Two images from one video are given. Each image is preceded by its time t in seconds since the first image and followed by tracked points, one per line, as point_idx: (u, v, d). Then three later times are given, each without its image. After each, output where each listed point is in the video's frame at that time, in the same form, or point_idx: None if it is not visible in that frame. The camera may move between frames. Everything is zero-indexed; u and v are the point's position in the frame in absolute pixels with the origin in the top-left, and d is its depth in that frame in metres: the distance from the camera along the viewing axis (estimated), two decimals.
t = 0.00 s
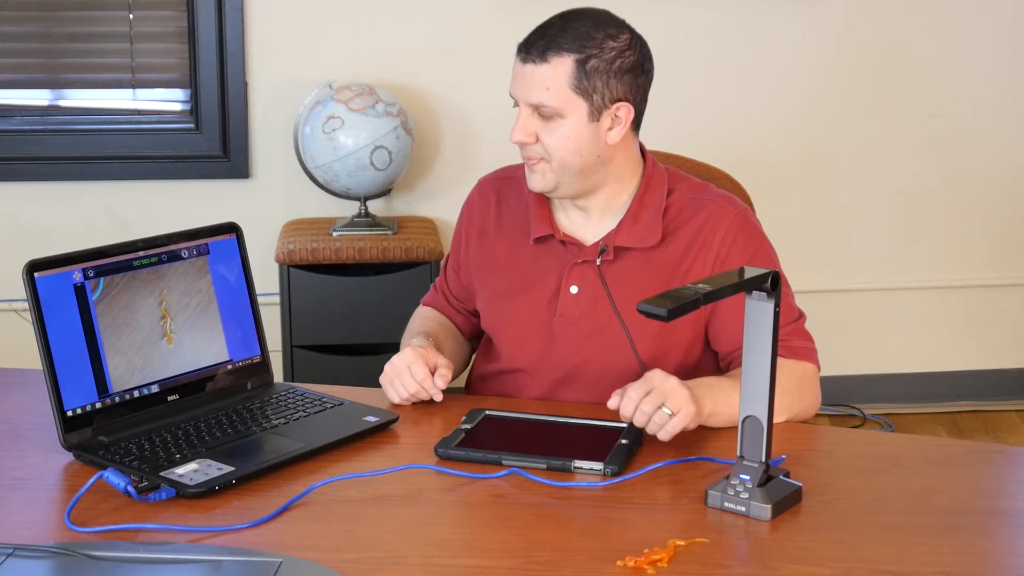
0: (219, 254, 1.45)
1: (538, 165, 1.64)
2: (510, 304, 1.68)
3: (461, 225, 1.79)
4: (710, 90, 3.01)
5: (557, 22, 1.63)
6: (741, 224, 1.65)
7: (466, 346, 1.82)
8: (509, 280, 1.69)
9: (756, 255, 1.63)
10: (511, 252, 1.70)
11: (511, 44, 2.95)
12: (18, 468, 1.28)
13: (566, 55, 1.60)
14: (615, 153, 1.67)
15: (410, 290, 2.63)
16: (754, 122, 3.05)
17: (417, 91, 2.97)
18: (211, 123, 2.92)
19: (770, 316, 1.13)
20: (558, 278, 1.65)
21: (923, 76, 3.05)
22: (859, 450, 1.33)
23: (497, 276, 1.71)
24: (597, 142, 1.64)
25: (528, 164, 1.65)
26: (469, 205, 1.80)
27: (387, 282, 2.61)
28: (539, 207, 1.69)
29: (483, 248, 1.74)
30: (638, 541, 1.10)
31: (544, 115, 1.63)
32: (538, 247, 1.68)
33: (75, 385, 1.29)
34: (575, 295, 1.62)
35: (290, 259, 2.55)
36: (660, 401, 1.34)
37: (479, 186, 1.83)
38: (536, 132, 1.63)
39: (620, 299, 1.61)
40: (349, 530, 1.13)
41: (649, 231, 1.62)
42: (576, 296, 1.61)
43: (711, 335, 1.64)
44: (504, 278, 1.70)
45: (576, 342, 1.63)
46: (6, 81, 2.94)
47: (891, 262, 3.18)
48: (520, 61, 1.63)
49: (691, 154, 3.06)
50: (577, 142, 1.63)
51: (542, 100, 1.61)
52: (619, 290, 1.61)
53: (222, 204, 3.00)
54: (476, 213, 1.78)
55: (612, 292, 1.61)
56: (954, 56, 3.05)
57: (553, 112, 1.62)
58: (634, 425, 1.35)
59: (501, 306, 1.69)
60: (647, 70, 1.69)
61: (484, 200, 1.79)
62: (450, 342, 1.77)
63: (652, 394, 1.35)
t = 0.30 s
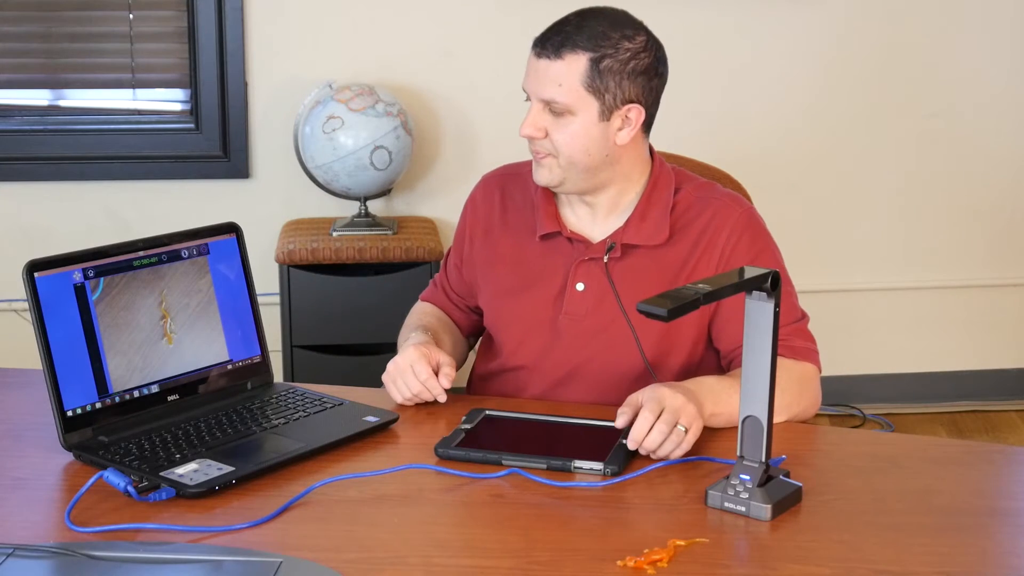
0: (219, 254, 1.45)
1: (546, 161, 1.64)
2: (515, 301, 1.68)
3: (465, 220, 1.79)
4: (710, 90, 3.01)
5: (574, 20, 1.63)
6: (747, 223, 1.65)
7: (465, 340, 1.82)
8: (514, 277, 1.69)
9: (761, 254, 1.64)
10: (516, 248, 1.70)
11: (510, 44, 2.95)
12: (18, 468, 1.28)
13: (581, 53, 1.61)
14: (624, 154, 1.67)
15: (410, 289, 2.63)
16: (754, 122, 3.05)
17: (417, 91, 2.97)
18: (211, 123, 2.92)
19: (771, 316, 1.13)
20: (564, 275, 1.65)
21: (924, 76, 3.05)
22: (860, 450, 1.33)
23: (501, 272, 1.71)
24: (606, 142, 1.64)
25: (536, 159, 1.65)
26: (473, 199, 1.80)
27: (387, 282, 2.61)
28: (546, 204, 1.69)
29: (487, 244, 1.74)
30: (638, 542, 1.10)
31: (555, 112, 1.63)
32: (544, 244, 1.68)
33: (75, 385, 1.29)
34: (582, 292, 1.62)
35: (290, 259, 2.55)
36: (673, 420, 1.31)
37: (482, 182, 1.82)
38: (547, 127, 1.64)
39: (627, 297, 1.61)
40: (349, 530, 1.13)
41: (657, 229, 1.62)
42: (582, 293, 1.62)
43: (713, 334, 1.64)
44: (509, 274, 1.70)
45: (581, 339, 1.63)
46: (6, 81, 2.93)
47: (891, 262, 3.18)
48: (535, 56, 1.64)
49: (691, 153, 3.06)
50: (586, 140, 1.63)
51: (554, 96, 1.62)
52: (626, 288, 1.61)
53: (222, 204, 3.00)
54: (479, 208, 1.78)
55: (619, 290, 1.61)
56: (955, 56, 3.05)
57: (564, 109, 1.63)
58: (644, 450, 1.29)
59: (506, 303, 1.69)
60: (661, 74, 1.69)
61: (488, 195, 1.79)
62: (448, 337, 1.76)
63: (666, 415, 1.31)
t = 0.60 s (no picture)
0: (220, 254, 1.45)
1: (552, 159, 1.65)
2: (518, 298, 1.68)
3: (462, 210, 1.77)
4: (710, 91, 3.01)
5: (586, 20, 1.63)
6: (750, 222, 1.65)
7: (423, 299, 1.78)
8: (517, 273, 1.68)
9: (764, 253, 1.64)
10: (519, 244, 1.70)
11: (510, 45, 2.95)
12: (18, 468, 1.28)
13: (590, 54, 1.61)
14: (631, 156, 1.67)
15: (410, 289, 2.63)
16: (754, 122, 3.05)
17: (417, 91, 2.97)
18: (211, 123, 2.92)
19: (770, 316, 1.13)
20: (568, 273, 1.65)
21: (924, 76, 3.05)
22: (860, 450, 1.33)
23: (503, 267, 1.70)
24: (612, 143, 1.64)
25: (542, 156, 1.66)
26: (473, 189, 1.79)
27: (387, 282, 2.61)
28: (551, 201, 1.69)
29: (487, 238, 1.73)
30: (638, 542, 1.10)
31: (563, 111, 1.63)
32: (548, 241, 1.67)
33: (75, 385, 1.29)
34: (586, 291, 1.62)
35: (290, 259, 2.56)
36: (673, 423, 1.30)
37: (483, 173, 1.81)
38: (554, 126, 1.64)
39: (631, 297, 1.61)
40: (349, 530, 1.13)
41: (662, 229, 1.63)
42: (586, 292, 1.62)
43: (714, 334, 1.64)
44: (512, 270, 1.69)
45: (583, 339, 1.63)
46: (6, 81, 2.94)
47: (891, 262, 3.18)
48: (545, 54, 1.64)
49: (692, 153, 3.06)
50: (593, 141, 1.63)
51: (563, 95, 1.62)
52: (630, 288, 1.61)
53: (221, 204, 3.00)
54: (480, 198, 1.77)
55: (623, 290, 1.61)
56: (955, 56, 3.05)
57: (572, 109, 1.62)
58: (644, 455, 1.28)
59: (508, 299, 1.69)
60: (671, 78, 1.69)
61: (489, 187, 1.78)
62: (398, 297, 1.72)
63: (666, 418, 1.30)
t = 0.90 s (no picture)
0: (220, 254, 1.45)
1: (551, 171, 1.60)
2: (511, 299, 1.66)
3: (450, 192, 1.73)
4: (710, 91, 3.01)
5: (588, 30, 1.59)
6: (746, 223, 1.65)
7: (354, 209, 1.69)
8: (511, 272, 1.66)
9: (761, 254, 1.64)
10: (513, 243, 1.67)
11: (510, 45, 2.96)
12: (18, 468, 1.28)
13: (593, 67, 1.56)
14: (629, 168, 1.64)
15: (410, 289, 2.63)
16: (754, 122, 3.05)
17: (416, 91, 2.97)
18: (211, 123, 2.93)
19: (771, 316, 1.13)
20: (563, 277, 1.63)
21: (922, 76, 3.06)
22: (860, 450, 1.33)
23: (495, 264, 1.67)
24: (611, 156, 1.61)
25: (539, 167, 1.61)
26: (463, 174, 1.74)
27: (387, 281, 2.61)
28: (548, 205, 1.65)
29: (476, 227, 1.69)
30: (638, 542, 1.10)
31: (562, 123, 1.58)
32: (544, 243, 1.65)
33: (75, 386, 1.29)
34: (582, 297, 1.60)
35: (290, 259, 2.56)
36: (672, 423, 1.30)
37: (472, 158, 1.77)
38: (553, 138, 1.59)
39: (628, 304, 1.60)
40: (349, 530, 1.13)
41: (660, 236, 1.61)
42: (582, 298, 1.60)
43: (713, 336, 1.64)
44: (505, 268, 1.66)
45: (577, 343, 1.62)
46: (6, 81, 2.93)
47: (891, 262, 3.18)
48: (545, 64, 1.59)
49: (691, 152, 3.05)
50: (591, 154, 1.59)
51: (563, 108, 1.57)
52: (627, 296, 1.60)
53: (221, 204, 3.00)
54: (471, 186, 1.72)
55: (620, 296, 1.60)
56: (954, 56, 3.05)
57: (572, 121, 1.58)
58: (644, 457, 1.28)
59: (500, 299, 1.67)
60: (671, 91, 1.67)
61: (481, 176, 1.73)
62: (315, 204, 1.63)
63: (665, 418, 1.30)
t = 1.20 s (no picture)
0: (219, 254, 1.45)
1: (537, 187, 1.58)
2: (503, 310, 1.64)
3: (437, 198, 1.69)
4: (711, 91, 3.01)
5: (575, 44, 1.56)
6: (737, 224, 1.65)
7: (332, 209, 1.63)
8: (502, 284, 1.63)
9: (753, 254, 1.65)
10: (504, 254, 1.65)
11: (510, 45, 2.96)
12: (18, 468, 1.28)
13: (580, 83, 1.54)
14: (618, 182, 1.62)
15: (411, 289, 2.63)
16: (754, 122, 3.05)
17: (416, 91, 2.97)
18: (211, 123, 2.93)
19: (771, 316, 1.13)
20: (557, 288, 1.62)
21: (923, 76, 3.06)
22: (860, 450, 1.33)
23: (486, 275, 1.65)
24: (599, 172, 1.58)
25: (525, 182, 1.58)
26: (450, 181, 1.70)
27: (387, 281, 2.61)
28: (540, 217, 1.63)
29: (466, 236, 1.66)
30: (638, 542, 1.10)
31: (549, 139, 1.56)
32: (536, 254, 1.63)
33: (75, 385, 1.29)
34: (576, 308, 1.59)
35: (290, 259, 2.56)
36: (674, 428, 1.30)
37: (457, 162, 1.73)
38: (540, 154, 1.56)
39: (623, 316, 1.59)
40: (349, 530, 1.13)
41: (655, 246, 1.60)
42: (576, 310, 1.59)
43: (710, 338, 1.64)
44: (496, 280, 1.64)
45: (571, 354, 1.61)
46: (6, 82, 2.94)
47: (891, 262, 3.18)
48: (532, 78, 1.56)
49: (692, 152, 3.05)
50: (579, 170, 1.57)
51: (550, 124, 1.55)
52: (623, 308, 1.59)
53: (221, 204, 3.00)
54: (458, 194, 1.69)
55: (616, 309, 1.59)
56: (954, 56, 3.05)
57: (559, 138, 1.55)
58: (647, 463, 1.28)
59: (492, 309, 1.65)
60: (661, 104, 1.64)
61: (468, 183, 1.70)
62: (283, 199, 1.55)
63: (667, 423, 1.31)
